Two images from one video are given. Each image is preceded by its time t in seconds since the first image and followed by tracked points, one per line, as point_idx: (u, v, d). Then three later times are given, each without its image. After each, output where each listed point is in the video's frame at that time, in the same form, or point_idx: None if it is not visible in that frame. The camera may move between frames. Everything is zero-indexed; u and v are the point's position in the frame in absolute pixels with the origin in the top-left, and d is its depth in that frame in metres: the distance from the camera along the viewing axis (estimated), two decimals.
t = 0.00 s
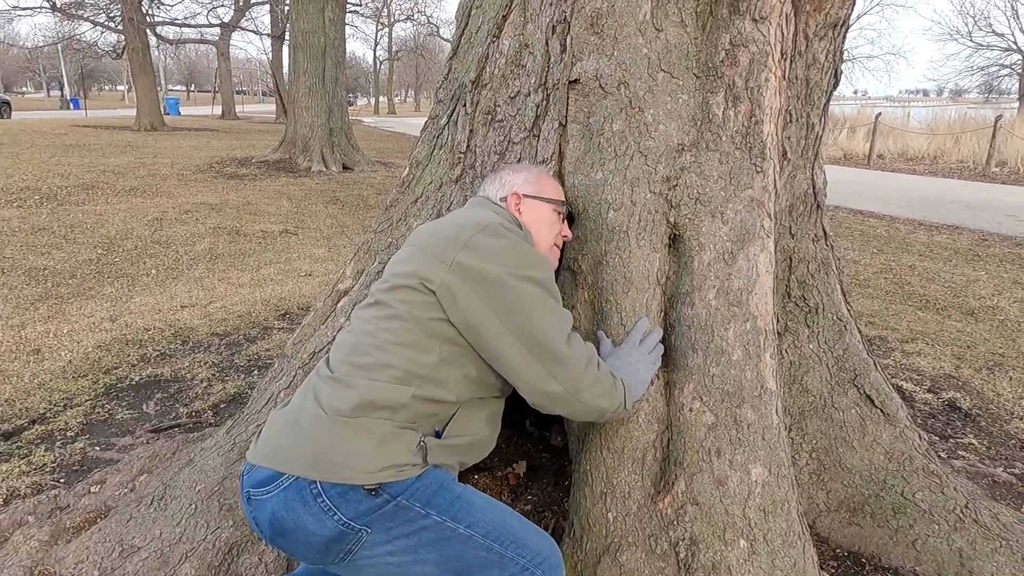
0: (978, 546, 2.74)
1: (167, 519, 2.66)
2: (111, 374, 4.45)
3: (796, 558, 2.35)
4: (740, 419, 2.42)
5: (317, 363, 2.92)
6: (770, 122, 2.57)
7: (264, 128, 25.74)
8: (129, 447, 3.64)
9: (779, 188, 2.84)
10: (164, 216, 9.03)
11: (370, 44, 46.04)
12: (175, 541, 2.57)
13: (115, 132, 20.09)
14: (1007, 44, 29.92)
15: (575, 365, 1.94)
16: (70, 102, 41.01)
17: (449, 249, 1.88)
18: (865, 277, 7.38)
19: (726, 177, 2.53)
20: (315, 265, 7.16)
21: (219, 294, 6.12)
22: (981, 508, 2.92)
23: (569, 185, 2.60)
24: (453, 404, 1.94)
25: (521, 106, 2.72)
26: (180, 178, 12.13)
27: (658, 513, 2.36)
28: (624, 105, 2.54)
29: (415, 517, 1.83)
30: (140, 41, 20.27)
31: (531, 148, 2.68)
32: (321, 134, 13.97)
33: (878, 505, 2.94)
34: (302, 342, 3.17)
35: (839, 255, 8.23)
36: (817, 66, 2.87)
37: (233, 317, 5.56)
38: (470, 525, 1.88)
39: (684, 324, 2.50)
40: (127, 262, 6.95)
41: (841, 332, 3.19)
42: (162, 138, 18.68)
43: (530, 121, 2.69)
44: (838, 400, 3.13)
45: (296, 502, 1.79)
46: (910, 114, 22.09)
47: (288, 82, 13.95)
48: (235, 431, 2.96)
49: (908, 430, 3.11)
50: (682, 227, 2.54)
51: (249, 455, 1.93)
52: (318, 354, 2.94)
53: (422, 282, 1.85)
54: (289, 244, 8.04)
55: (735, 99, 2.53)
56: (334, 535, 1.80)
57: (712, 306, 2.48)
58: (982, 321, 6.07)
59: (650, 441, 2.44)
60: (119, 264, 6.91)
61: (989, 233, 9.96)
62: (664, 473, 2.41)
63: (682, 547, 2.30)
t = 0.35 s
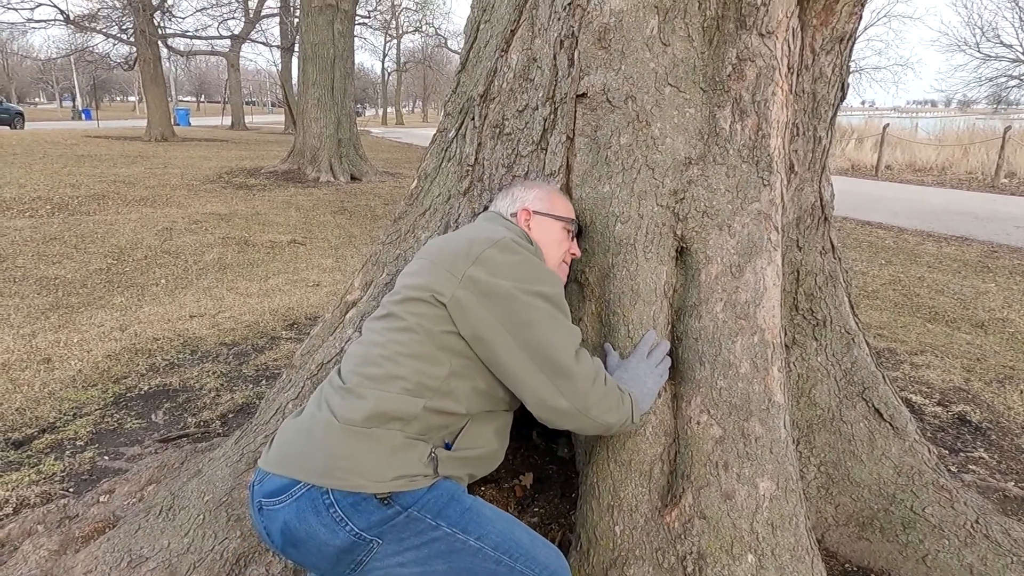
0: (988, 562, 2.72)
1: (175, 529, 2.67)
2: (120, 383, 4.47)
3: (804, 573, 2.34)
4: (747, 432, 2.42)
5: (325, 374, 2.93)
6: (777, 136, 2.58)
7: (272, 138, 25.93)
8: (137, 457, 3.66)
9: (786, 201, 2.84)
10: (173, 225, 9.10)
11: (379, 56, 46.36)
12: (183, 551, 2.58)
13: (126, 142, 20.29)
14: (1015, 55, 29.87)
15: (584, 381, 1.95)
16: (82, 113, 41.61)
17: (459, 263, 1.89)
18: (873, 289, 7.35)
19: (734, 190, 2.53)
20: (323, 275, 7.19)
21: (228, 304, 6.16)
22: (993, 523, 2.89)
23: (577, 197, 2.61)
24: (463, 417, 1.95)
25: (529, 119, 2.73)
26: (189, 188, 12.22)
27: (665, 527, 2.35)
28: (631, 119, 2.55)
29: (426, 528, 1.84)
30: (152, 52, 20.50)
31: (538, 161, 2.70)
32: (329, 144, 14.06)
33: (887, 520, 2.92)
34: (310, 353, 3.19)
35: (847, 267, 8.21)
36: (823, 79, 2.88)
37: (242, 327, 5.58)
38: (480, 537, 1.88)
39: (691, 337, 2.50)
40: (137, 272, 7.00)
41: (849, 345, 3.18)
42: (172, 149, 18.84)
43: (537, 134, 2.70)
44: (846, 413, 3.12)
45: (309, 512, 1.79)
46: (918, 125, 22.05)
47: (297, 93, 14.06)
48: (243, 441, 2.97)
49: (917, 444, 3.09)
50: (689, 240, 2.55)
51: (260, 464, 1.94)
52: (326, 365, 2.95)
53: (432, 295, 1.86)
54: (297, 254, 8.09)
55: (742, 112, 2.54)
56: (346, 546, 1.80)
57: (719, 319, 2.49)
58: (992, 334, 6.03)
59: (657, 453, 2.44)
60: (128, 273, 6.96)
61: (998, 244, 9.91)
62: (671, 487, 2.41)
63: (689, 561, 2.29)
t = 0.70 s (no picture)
0: (979, 561, 2.73)
1: (168, 534, 2.66)
2: (111, 388, 4.45)
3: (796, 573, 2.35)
4: (740, 433, 2.43)
5: (318, 377, 2.93)
6: (768, 138, 2.60)
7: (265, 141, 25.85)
8: (129, 461, 3.64)
9: (777, 203, 2.86)
10: (165, 228, 9.06)
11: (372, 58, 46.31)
12: (176, 555, 2.57)
13: (118, 145, 20.20)
14: (1004, 58, 30.12)
15: (576, 386, 1.95)
16: (73, 116, 41.46)
17: (451, 267, 1.89)
18: (865, 290, 7.39)
19: (725, 192, 2.55)
20: (316, 278, 7.18)
21: (220, 307, 6.14)
22: (984, 523, 2.91)
23: (570, 200, 2.62)
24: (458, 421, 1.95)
25: (521, 122, 2.74)
26: (181, 190, 12.17)
27: (658, 528, 2.36)
28: (623, 122, 2.56)
29: (422, 534, 1.84)
30: (143, 55, 20.42)
31: (531, 163, 2.71)
32: (322, 147, 14.02)
33: (879, 520, 2.93)
34: (303, 356, 3.18)
35: (839, 268, 8.25)
36: (814, 82, 2.90)
37: (234, 330, 5.57)
38: (477, 541, 1.89)
39: (684, 338, 2.51)
40: (128, 275, 6.97)
41: (840, 346, 3.20)
42: (164, 151, 18.76)
43: (530, 137, 2.71)
44: (837, 414, 3.14)
45: (305, 520, 1.79)
46: (908, 127, 22.20)
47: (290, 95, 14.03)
48: (236, 445, 2.96)
49: (908, 444, 3.11)
50: (682, 242, 2.56)
51: (255, 469, 1.94)
52: (319, 368, 2.95)
53: (425, 300, 1.87)
54: (290, 256, 8.07)
55: (733, 115, 2.56)
56: (343, 553, 1.80)
57: (712, 321, 2.50)
58: (981, 334, 6.08)
59: (651, 455, 2.45)
60: (120, 276, 6.93)
61: (988, 246, 9.99)
62: (665, 488, 2.42)
63: (683, 561, 2.30)
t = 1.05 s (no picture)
0: (979, 557, 2.73)
1: (170, 530, 2.67)
2: (112, 385, 4.45)
3: (797, 569, 2.36)
4: (741, 430, 2.43)
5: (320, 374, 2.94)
6: (770, 135, 2.60)
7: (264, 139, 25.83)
8: (131, 458, 3.64)
9: (778, 200, 2.87)
10: (165, 227, 9.06)
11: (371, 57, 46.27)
12: (178, 552, 2.57)
13: (117, 143, 20.18)
14: (1004, 56, 30.11)
15: (578, 390, 1.96)
16: (72, 114, 41.43)
17: (451, 273, 1.88)
18: (865, 288, 7.40)
19: (726, 190, 2.55)
20: (316, 276, 7.18)
21: (221, 305, 6.14)
22: (984, 519, 2.91)
23: (571, 197, 2.62)
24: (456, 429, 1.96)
25: (523, 119, 2.75)
26: (181, 189, 12.17)
27: (660, 525, 2.37)
28: (624, 119, 2.57)
29: (426, 544, 1.85)
30: (143, 53, 20.41)
31: (532, 160, 2.71)
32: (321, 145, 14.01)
33: (879, 516, 2.94)
34: (304, 353, 3.18)
35: (839, 266, 8.26)
36: (815, 80, 2.91)
37: (235, 328, 5.57)
38: (480, 547, 1.90)
39: (685, 335, 2.51)
40: (128, 273, 6.97)
41: (840, 343, 3.21)
42: (164, 150, 18.76)
43: (531, 135, 2.72)
44: (838, 411, 3.14)
45: (308, 539, 1.79)
46: (908, 125, 22.20)
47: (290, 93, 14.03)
48: (238, 442, 2.96)
49: (908, 441, 3.12)
50: (683, 239, 2.57)
51: (253, 481, 1.93)
52: (321, 365, 2.96)
53: (425, 307, 1.86)
54: (291, 254, 8.07)
55: (734, 113, 2.56)
56: (348, 569, 1.81)
57: (713, 318, 2.50)
58: (981, 332, 6.09)
59: (652, 452, 2.45)
60: (120, 274, 6.93)
61: (987, 243, 10.00)
62: (666, 484, 2.42)
63: (684, 558, 2.31)
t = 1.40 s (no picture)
0: (979, 553, 2.73)
1: (173, 526, 2.68)
2: (114, 382, 4.46)
3: (797, 565, 2.37)
4: (741, 426, 2.44)
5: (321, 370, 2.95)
6: (770, 132, 2.60)
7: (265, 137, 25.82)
8: (133, 455, 3.65)
9: (778, 197, 2.87)
10: (166, 224, 9.07)
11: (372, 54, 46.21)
12: (180, 547, 2.59)
13: (118, 141, 20.19)
14: (1006, 53, 30.05)
15: (583, 390, 1.98)
16: (74, 112, 41.46)
17: (455, 275, 1.87)
18: (866, 285, 7.39)
19: (727, 186, 2.55)
20: (318, 273, 7.19)
21: (222, 302, 6.15)
22: (984, 515, 2.92)
23: (572, 195, 2.62)
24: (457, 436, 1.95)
25: (524, 116, 2.75)
26: (182, 186, 12.17)
27: (660, 521, 2.38)
28: (625, 115, 2.57)
29: (431, 554, 1.88)
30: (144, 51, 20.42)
31: (533, 157, 2.71)
32: (322, 142, 14.00)
33: (879, 512, 2.95)
34: (306, 350, 3.19)
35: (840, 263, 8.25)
36: (815, 76, 2.91)
37: (236, 325, 5.58)
38: (484, 553, 1.92)
39: (685, 331, 2.52)
40: (130, 271, 6.98)
41: (841, 340, 3.21)
42: (166, 147, 18.76)
43: (532, 131, 2.72)
44: (838, 407, 3.15)
45: (314, 558, 1.82)
46: (910, 122, 22.16)
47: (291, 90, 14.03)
48: (239, 438, 2.97)
49: (909, 437, 3.12)
50: (684, 236, 2.57)
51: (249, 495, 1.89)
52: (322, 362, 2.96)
53: (430, 310, 1.84)
54: (292, 252, 8.08)
55: (735, 109, 2.56)
56: None
57: (713, 314, 2.50)
58: (982, 328, 6.09)
59: (653, 448, 2.46)
60: (122, 272, 6.94)
61: (988, 240, 9.99)
62: (667, 480, 2.43)
63: (684, 553, 2.32)
